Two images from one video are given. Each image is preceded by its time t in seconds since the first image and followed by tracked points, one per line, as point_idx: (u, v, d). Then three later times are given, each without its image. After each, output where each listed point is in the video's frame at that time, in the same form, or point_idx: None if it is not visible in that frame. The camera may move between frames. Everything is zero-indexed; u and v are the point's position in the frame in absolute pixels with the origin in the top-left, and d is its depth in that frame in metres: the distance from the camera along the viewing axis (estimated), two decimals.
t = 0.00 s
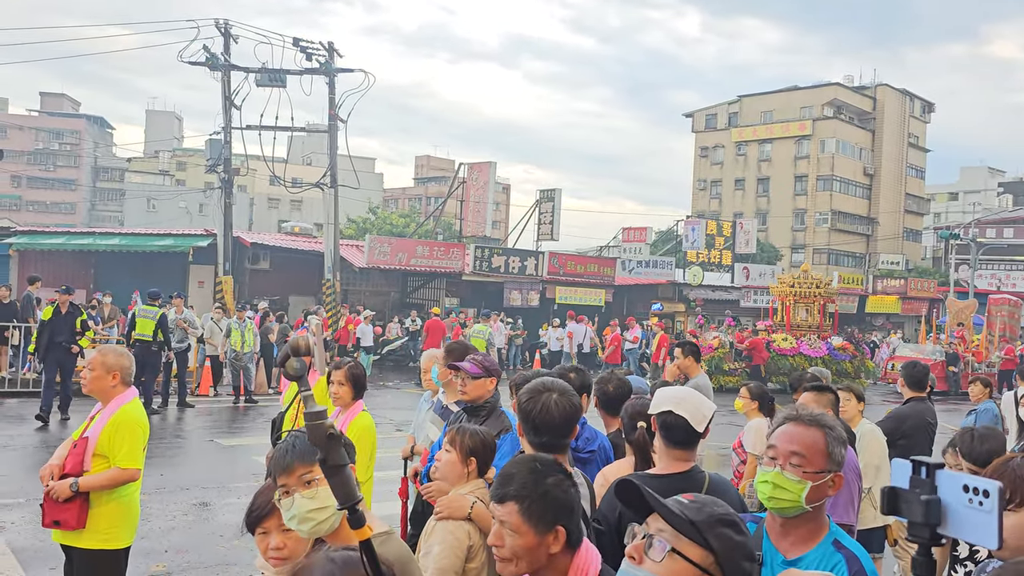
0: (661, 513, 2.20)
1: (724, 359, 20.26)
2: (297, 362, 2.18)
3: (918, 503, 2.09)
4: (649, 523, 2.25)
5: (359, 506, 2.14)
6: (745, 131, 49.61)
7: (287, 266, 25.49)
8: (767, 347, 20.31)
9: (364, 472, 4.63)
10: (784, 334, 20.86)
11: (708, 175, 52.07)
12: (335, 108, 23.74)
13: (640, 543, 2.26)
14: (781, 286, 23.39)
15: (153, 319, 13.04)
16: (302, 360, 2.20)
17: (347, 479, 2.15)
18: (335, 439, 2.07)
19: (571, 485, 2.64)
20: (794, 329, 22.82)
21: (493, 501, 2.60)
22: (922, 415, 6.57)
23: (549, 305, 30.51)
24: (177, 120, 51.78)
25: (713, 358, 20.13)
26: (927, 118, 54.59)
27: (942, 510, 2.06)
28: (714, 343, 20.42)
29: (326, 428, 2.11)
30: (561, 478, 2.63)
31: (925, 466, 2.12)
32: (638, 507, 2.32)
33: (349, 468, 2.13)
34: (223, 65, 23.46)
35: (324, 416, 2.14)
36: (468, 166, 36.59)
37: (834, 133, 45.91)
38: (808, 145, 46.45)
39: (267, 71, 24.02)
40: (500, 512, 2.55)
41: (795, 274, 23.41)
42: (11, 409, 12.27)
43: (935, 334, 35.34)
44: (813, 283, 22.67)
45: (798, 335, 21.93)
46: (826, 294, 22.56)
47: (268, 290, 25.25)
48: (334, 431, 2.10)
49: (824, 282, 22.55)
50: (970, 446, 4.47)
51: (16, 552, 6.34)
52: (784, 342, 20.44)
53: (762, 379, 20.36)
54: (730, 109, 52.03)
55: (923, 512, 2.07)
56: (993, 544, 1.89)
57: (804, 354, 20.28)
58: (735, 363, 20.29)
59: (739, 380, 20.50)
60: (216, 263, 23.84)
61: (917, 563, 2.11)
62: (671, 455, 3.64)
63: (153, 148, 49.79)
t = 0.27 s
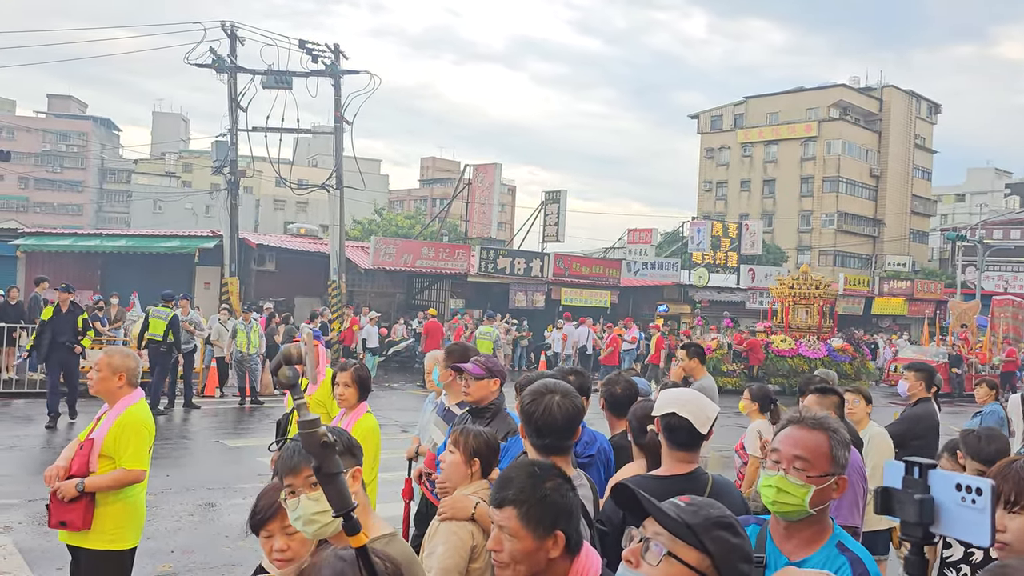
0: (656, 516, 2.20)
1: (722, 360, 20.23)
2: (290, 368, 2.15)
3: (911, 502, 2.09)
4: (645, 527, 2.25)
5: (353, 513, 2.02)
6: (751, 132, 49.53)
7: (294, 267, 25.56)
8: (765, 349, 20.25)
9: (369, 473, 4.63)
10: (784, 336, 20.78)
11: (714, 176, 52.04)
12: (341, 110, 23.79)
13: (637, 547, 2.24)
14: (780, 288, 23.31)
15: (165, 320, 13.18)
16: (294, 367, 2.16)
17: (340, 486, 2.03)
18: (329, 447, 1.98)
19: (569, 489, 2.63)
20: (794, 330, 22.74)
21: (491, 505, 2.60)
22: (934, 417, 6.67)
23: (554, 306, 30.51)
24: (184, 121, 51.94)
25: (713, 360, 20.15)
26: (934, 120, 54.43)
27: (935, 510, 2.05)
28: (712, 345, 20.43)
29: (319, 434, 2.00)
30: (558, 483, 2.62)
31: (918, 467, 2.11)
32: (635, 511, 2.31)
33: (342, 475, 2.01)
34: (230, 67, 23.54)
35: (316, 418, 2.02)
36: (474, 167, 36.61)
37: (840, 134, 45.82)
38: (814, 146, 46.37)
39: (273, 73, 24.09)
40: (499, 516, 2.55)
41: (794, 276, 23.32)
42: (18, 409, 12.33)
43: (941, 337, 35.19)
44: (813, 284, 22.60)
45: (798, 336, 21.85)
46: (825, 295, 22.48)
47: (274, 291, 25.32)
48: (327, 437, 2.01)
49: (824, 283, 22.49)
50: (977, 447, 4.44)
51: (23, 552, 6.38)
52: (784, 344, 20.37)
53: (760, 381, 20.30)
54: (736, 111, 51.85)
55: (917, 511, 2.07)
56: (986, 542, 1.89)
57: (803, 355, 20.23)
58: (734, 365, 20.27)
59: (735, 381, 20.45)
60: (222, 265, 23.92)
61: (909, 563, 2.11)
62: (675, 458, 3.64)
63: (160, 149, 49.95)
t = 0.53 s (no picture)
0: (650, 520, 2.25)
1: (719, 362, 20.21)
2: (285, 371, 2.17)
3: (921, 500, 2.08)
4: (640, 529, 2.30)
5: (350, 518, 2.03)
6: (755, 134, 49.46)
7: (297, 269, 25.58)
8: (762, 349, 20.24)
9: (370, 475, 4.63)
10: (781, 337, 20.75)
11: (717, 178, 52.00)
12: (344, 112, 23.84)
13: (631, 550, 2.31)
14: (777, 289, 23.30)
15: (173, 323, 13.36)
16: (289, 372, 2.18)
17: (335, 486, 2.02)
18: (323, 451, 1.98)
19: (569, 490, 2.64)
20: (792, 331, 22.68)
21: (493, 507, 2.60)
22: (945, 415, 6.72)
23: (557, 308, 30.52)
24: (188, 123, 52.02)
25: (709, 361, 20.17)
26: (938, 121, 54.32)
27: (944, 508, 2.05)
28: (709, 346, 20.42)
29: (315, 436, 2.01)
30: (559, 484, 2.62)
31: (927, 464, 2.12)
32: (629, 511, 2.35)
33: (337, 476, 2.00)
34: (233, 69, 23.58)
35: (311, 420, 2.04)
36: (477, 169, 36.61)
37: (844, 135, 45.76)
38: (817, 147, 46.31)
39: (277, 76, 24.13)
40: (500, 518, 2.55)
41: (792, 277, 23.30)
42: (22, 411, 12.35)
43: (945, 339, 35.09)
44: (811, 286, 22.57)
45: (795, 337, 21.81)
46: (823, 297, 22.43)
47: (277, 293, 25.36)
48: (322, 441, 2.01)
49: (822, 284, 22.46)
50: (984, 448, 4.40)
51: (27, 554, 6.38)
52: (781, 345, 20.34)
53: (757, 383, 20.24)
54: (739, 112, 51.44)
55: (926, 509, 2.06)
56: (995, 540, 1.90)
57: (800, 356, 20.21)
58: (731, 366, 20.27)
59: (731, 383, 20.43)
60: (226, 266, 23.97)
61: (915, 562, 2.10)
62: (677, 458, 3.64)
63: (163, 151, 50.04)
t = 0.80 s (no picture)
0: (642, 524, 2.25)
1: (716, 364, 20.16)
2: (282, 374, 2.17)
3: (921, 500, 2.06)
4: (635, 534, 2.31)
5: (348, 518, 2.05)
6: (758, 135, 49.42)
7: (300, 271, 25.60)
8: (758, 351, 20.25)
9: (371, 477, 4.61)
10: (778, 338, 20.73)
11: (720, 179, 51.96)
12: (347, 114, 23.87)
13: (628, 556, 2.35)
14: (776, 290, 23.28)
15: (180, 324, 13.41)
16: (287, 374, 2.18)
17: (333, 489, 2.04)
18: (320, 453, 1.99)
19: (569, 490, 2.62)
20: (788, 332, 22.71)
21: (491, 506, 2.58)
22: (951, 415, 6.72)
23: (560, 309, 30.51)
24: (191, 126, 52.10)
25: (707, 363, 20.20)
26: (941, 122, 54.23)
27: (943, 509, 2.03)
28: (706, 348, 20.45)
29: (313, 437, 2.02)
30: (558, 483, 2.60)
31: (926, 466, 2.08)
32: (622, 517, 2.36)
33: (334, 478, 2.02)
34: (236, 72, 23.62)
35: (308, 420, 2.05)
36: (479, 171, 36.60)
37: (847, 136, 45.70)
38: (820, 149, 46.25)
39: (280, 78, 24.15)
40: (499, 517, 2.53)
41: (789, 279, 23.30)
42: (26, 413, 12.35)
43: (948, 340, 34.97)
44: (808, 287, 22.55)
45: (791, 338, 21.79)
46: (821, 297, 22.40)
47: (280, 295, 25.38)
48: (319, 444, 2.02)
49: (819, 285, 22.44)
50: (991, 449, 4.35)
51: (29, 556, 6.37)
52: (778, 346, 20.31)
53: (753, 385, 20.28)
54: (742, 114, 51.67)
55: (926, 510, 2.04)
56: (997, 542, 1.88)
57: (797, 358, 20.13)
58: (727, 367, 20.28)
59: (729, 384, 20.43)
60: (229, 269, 23.99)
61: (915, 562, 2.09)
62: (677, 460, 3.61)
63: (167, 154, 50.13)
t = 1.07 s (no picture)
0: (643, 526, 2.25)
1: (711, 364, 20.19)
2: (286, 375, 2.18)
3: (933, 500, 2.05)
4: (634, 536, 2.31)
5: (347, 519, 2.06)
6: (761, 137, 49.37)
7: (303, 273, 25.63)
8: (756, 352, 20.24)
9: (372, 478, 4.61)
10: (776, 339, 20.69)
11: (724, 181, 51.92)
12: (350, 116, 23.92)
13: (628, 557, 2.33)
14: (774, 291, 23.22)
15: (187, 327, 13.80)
16: (290, 376, 2.19)
17: (335, 490, 2.09)
18: (322, 454, 2.03)
19: (572, 490, 2.62)
20: (786, 334, 22.64)
21: (496, 506, 2.57)
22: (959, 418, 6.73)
23: (563, 311, 30.53)
24: (195, 129, 52.21)
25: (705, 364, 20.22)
26: (944, 123, 54.15)
27: (956, 508, 2.03)
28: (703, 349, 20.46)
29: (314, 440, 2.05)
30: (561, 483, 2.61)
31: (938, 466, 2.07)
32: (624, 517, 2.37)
33: (336, 479, 2.06)
34: (240, 75, 23.67)
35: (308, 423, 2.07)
36: (482, 173, 36.62)
37: (851, 137, 45.64)
38: (824, 150, 46.21)
39: (283, 81, 24.21)
40: (502, 518, 2.53)
41: (787, 279, 23.26)
42: (31, 416, 12.38)
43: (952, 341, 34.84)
44: (805, 287, 22.51)
45: (789, 339, 21.75)
46: (818, 298, 22.34)
47: (283, 298, 25.42)
48: (321, 444, 2.06)
49: (817, 286, 22.39)
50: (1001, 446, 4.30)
51: (34, 558, 6.39)
52: (776, 347, 20.27)
53: (751, 386, 20.23)
54: (745, 114, 51.58)
55: (938, 509, 2.04)
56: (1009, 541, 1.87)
57: (796, 358, 19.98)
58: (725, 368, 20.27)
59: (728, 385, 20.41)
60: (233, 272, 24.02)
61: (924, 562, 2.08)
62: (678, 462, 3.61)
63: (171, 157, 50.23)
